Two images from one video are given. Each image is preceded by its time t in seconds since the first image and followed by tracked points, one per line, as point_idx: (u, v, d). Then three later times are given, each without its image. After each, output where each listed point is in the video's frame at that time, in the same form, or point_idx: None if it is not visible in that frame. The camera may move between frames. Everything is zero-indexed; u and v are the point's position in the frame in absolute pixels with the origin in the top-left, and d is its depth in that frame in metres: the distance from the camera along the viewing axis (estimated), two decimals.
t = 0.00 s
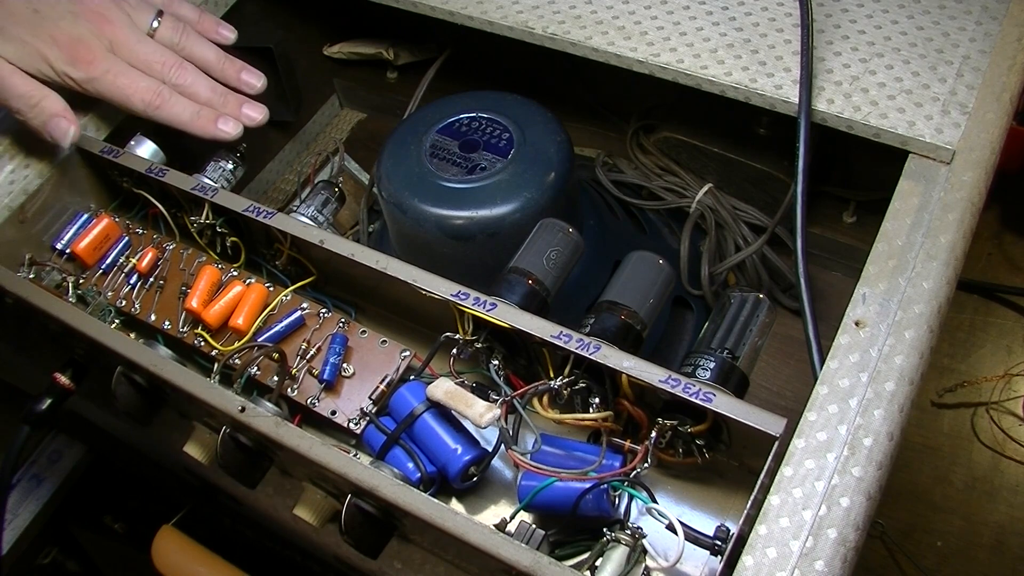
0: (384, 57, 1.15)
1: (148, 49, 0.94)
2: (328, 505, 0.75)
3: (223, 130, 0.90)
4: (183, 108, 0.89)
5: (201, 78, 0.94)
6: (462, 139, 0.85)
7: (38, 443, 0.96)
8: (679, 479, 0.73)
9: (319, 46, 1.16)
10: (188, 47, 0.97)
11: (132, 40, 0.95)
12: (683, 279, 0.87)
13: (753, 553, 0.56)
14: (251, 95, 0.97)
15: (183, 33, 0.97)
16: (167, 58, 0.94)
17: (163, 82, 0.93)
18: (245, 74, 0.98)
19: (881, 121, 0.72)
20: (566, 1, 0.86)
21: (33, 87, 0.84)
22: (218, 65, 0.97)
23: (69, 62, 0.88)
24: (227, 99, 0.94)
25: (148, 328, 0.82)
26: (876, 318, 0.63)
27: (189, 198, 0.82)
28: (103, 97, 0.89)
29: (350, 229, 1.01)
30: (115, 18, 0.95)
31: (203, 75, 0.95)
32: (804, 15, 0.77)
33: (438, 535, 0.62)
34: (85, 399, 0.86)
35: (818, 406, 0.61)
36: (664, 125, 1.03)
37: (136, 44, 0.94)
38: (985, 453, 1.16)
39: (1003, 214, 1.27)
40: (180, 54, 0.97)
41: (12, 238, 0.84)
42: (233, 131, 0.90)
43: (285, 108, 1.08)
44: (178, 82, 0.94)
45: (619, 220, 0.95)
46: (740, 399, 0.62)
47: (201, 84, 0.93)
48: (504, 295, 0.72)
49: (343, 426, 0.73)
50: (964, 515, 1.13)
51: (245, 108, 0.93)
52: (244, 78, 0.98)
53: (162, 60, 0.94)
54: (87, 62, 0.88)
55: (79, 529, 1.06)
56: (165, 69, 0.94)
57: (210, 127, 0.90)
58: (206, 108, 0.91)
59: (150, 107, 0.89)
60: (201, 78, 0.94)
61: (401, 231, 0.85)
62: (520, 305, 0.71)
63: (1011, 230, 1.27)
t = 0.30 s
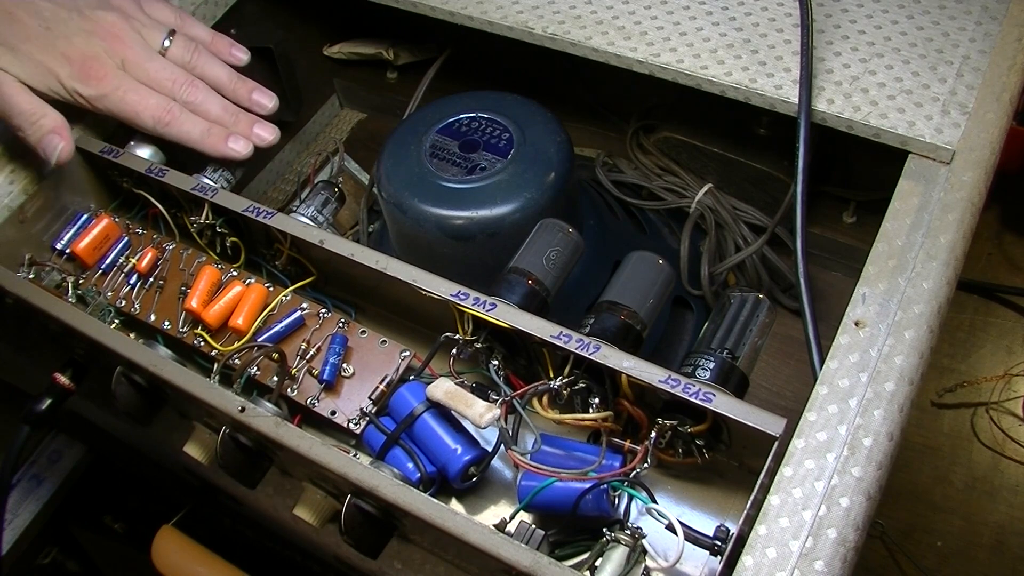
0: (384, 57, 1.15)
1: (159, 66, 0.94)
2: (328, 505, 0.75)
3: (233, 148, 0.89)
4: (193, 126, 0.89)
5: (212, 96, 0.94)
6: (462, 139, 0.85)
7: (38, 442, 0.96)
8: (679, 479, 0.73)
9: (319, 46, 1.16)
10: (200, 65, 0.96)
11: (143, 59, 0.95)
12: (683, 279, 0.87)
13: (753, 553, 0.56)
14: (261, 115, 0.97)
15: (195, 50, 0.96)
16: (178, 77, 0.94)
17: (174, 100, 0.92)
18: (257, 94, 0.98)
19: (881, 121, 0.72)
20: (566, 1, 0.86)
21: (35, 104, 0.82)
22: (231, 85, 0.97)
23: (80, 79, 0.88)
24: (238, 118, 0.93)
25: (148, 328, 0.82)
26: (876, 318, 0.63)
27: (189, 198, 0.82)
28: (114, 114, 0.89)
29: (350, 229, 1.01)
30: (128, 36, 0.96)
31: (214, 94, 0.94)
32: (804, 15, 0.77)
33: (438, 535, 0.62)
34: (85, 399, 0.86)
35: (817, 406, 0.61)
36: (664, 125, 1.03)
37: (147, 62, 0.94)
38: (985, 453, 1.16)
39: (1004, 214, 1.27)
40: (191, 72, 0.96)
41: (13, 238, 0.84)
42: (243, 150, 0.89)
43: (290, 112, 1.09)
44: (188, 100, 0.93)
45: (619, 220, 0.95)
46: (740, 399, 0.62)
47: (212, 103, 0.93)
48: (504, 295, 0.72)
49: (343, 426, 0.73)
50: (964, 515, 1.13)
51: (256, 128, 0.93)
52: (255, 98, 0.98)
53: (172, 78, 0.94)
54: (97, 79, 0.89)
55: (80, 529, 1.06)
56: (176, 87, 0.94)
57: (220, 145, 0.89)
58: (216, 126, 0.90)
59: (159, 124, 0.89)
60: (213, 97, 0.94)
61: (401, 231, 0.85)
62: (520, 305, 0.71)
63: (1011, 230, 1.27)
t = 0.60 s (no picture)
0: (385, 57, 1.15)
1: (177, 80, 0.91)
2: (328, 504, 0.75)
3: (256, 157, 0.86)
4: (215, 137, 0.86)
5: (233, 110, 0.91)
6: (462, 139, 0.85)
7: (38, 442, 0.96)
8: (678, 479, 0.73)
9: (319, 46, 1.16)
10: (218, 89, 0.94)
11: (163, 73, 0.92)
12: (683, 279, 0.87)
13: (753, 553, 0.56)
14: (280, 135, 0.92)
15: (212, 78, 0.95)
16: (199, 90, 0.91)
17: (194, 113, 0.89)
18: (273, 115, 0.93)
19: (881, 121, 0.72)
20: (566, 1, 0.86)
21: (51, 116, 0.82)
22: (247, 108, 0.94)
23: (98, 92, 0.87)
24: (260, 131, 0.90)
25: (148, 328, 0.82)
26: (876, 318, 0.63)
27: (189, 198, 0.82)
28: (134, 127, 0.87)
29: (350, 229, 1.01)
30: (148, 54, 0.93)
31: (235, 108, 0.91)
32: (804, 15, 0.77)
33: (437, 535, 0.62)
34: (85, 399, 0.86)
35: (817, 406, 0.61)
36: (664, 125, 1.03)
37: (168, 78, 0.92)
38: (985, 453, 1.16)
39: (1004, 214, 1.27)
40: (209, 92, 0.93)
41: (13, 238, 0.84)
42: (266, 159, 0.86)
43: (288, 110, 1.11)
44: (209, 112, 0.90)
45: (619, 220, 0.94)
46: (740, 399, 0.62)
47: (233, 116, 0.90)
48: (504, 295, 0.72)
49: (343, 426, 0.73)
50: (964, 515, 1.13)
51: (278, 140, 0.89)
52: (271, 119, 0.93)
53: (194, 92, 0.91)
54: (117, 90, 0.87)
55: (79, 529, 1.06)
56: (197, 100, 0.90)
57: (242, 155, 0.86)
58: (238, 137, 0.87)
59: (182, 135, 0.86)
60: (234, 110, 0.90)
61: (401, 231, 0.85)
62: (520, 306, 0.71)
63: (1011, 230, 1.27)
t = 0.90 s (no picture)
0: (385, 57, 1.15)
1: (180, 83, 0.91)
2: (328, 504, 0.75)
3: (257, 163, 0.87)
4: (216, 141, 0.86)
5: (235, 114, 0.91)
6: (462, 139, 0.85)
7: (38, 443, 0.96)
8: (678, 479, 0.73)
9: (319, 46, 1.16)
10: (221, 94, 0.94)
11: (166, 75, 0.92)
12: (683, 279, 0.87)
13: (753, 553, 0.56)
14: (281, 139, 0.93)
15: (215, 82, 0.95)
16: (201, 93, 0.91)
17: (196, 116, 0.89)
18: (274, 120, 0.94)
19: (881, 121, 0.72)
20: (566, 1, 0.86)
21: (54, 117, 0.82)
22: (248, 112, 0.94)
23: (101, 93, 0.87)
24: (261, 135, 0.90)
25: (148, 328, 0.82)
26: (876, 318, 0.63)
27: (189, 198, 0.82)
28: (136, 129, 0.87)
29: (350, 229, 1.01)
30: (151, 55, 0.93)
31: (237, 112, 0.91)
32: (804, 15, 0.77)
33: (437, 535, 0.62)
34: (85, 399, 0.86)
35: (817, 407, 0.61)
36: (664, 125, 1.03)
37: (170, 80, 0.91)
38: (985, 453, 1.16)
39: (1003, 214, 1.27)
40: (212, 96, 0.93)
41: (13, 238, 0.84)
42: (266, 165, 0.87)
43: (287, 110, 1.12)
44: (211, 115, 0.90)
45: (619, 220, 0.94)
46: (740, 399, 0.62)
47: (235, 119, 0.90)
48: (504, 295, 0.72)
49: (343, 426, 0.73)
50: (964, 515, 1.13)
51: (278, 146, 0.89)
52: (273, 122, 0.94)
53: (195, 94, 0.91)
54: (120, 92, 0.87)
55: (79, 529, 1.06)
56: (199, 102, 0.90)
57: (243, 161, 0.87)
58: (239, 142, 0.88)
59: (183, 138, 0.86)
60: (235, 114, 0.91)
61: (401, 231, 0.85)
62: (520, 306, 0.71)
63: (1011, 230, 1.27)
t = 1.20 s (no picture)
0: (385, 57, 1.15)
1: (177, 88, 0.91)
2: (328, 504, 0.75)
3: (252, 172, 0.87)
4: (212, 148, 0.87)
5: (232, 120, 0.91)
6: (462, 139, 0.85)
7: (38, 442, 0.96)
8: (679, 479, 0.73)
9: (319, 46, 1.16)
10: (218, 99, 0.94)
11: (164, 81, 0.92)
12: (683, 279, 0.87)
13: (753, 553, 0.56)
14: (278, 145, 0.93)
15: (213, 86, 0.95)
16: (198, 99, 0.91)
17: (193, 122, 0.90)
18: (272, 124, 0.94)
19: (881, 121, 0.72)
20: (566, 1, 0.86)
21: (51, 121, 0.82)
22: (245, 117, 0.94)
23: (98, 97, 0.86)
24: (257, 143, 0.91)
25: (148, 328, 0.82)
26: (876, 318, 0.63)
27: (189, 198, 0.82)
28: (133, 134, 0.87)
29: (350, 229, 1.01)
30: (149, 59, 0.93)
31: (233, 119, 0.91)
32: (804, 15, 0.77)
33: (437, 535, 0.62)
34: (85, 399, 0.86)
35: (817, 406, 0.61)
36: (664, 125, 1.03)
37: (169, 85, 0.92)
38: (985, 453, 1.16)
39: (1003, 214, 1.27)
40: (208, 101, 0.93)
41: (13, 238, 0.83)
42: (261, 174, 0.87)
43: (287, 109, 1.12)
44: (208, 121, 0.90)
45: (619, 220, 0.94)
46: (740, 399, 0.62)
47: (232, 126, 0.90)
48: (504, 295, 0.72)
49: (343, 426, 0.73)
50: (964, 515, 1.13)
51: (273, 155, 0.90)
52: (271, 127, 0.94)
53: (192, 100, 0.91)
54: (117, 97, 0.87)
55: (79, 529, 1.06)
56: (196, 109, 0.91)
57: (239, 169, 0.87)
58: (235, 149, 0.88)
59: (180, 144, 0.87)
60: (232, 121, 0.91)
61: (401, 231, 0.85)
62: (520, 306, 0.71)
63: (1011, 230, 1.27)
